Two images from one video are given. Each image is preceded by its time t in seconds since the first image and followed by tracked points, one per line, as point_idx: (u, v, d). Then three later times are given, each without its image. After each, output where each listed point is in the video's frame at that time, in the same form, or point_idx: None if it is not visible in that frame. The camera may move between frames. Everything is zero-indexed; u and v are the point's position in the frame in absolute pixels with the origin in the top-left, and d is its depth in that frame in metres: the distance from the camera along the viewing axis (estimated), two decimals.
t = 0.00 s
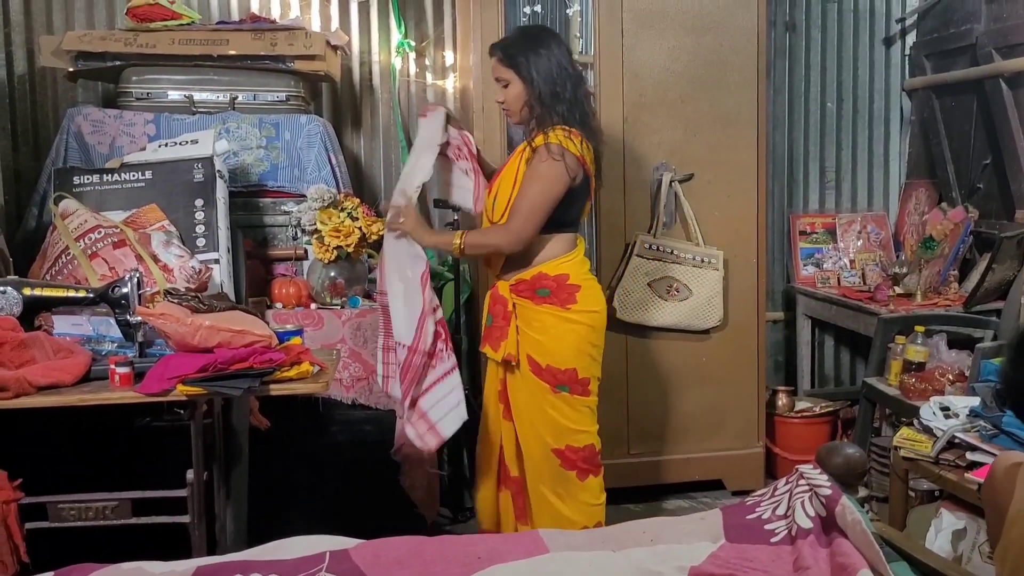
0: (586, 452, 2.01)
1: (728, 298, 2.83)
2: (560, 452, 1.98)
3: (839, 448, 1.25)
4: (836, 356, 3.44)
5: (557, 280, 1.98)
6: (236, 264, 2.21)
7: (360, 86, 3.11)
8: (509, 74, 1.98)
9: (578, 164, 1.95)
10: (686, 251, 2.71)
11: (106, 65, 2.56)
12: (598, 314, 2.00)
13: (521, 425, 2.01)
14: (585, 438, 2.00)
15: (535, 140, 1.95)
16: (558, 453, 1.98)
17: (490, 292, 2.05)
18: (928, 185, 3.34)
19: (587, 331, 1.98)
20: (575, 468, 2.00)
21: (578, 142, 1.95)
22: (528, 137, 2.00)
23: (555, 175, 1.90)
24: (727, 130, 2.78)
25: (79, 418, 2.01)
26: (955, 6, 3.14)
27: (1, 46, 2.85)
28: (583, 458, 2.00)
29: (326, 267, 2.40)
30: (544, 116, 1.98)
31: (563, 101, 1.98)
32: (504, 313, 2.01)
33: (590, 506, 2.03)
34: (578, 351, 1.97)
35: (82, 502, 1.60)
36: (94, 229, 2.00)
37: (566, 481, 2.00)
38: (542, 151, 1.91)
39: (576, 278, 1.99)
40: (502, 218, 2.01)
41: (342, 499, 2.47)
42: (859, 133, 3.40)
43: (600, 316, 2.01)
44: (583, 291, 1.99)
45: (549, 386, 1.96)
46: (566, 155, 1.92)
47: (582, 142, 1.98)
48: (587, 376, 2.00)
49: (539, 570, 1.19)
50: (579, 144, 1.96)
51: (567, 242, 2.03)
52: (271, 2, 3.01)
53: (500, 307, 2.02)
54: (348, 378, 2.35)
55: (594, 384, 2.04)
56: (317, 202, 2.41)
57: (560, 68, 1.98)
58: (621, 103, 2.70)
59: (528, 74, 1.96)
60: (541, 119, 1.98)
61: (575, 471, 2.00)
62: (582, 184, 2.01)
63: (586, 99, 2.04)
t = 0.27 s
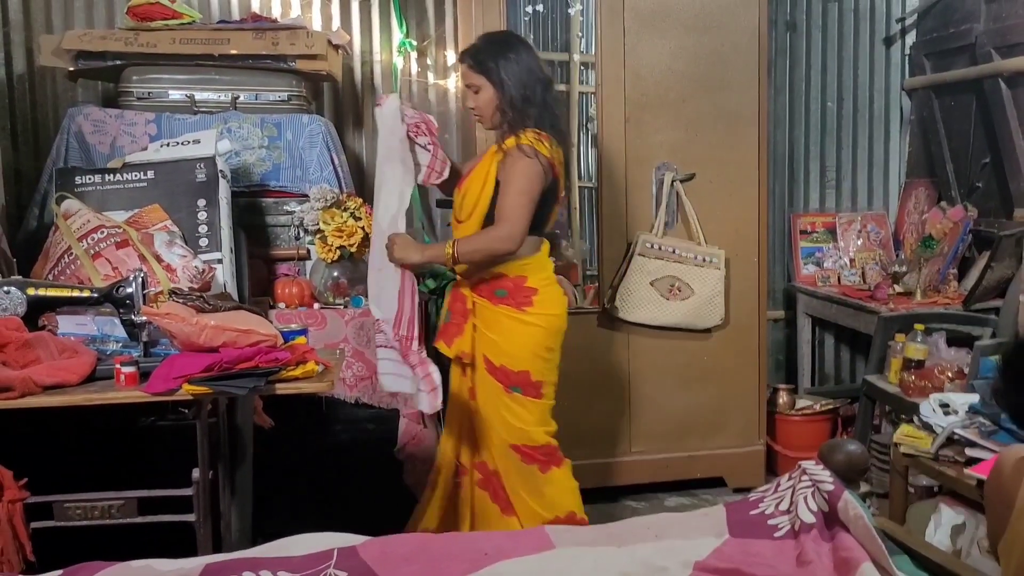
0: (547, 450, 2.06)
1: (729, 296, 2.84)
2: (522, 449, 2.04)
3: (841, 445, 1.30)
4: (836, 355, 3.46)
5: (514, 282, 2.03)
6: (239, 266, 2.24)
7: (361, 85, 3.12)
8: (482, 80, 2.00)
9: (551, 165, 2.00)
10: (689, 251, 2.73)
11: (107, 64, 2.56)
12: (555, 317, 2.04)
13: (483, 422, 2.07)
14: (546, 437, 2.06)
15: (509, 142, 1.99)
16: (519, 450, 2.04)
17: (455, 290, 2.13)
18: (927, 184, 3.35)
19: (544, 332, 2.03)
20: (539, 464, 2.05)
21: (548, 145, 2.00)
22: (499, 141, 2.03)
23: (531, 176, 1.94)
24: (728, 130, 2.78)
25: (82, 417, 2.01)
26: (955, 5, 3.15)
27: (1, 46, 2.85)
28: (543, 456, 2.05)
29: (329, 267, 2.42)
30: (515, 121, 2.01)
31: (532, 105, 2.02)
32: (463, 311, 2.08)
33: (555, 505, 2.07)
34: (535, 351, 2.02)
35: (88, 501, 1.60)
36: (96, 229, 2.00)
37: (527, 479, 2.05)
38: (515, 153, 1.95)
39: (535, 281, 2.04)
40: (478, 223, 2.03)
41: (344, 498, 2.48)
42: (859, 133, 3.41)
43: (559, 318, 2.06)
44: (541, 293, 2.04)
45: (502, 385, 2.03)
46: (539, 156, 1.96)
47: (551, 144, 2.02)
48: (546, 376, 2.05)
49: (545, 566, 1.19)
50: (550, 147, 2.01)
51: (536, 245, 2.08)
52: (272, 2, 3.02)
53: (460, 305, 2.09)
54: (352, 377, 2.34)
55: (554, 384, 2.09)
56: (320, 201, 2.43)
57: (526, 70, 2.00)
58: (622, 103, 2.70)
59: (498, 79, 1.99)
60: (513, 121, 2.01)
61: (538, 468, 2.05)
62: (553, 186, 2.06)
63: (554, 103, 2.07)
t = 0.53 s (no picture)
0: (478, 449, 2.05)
1: (733, 296, 2.86)
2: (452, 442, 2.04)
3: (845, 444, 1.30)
4: (839, 354, 3.47)
5: (486, 279, 2.02)
6: (246, 267, 2.27)
7: (366, 87, 3.14)
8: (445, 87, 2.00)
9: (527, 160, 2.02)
10: (692, 251, 2.76)
11: (115, 68, 2.58)
12: (521, 320, 2.03)
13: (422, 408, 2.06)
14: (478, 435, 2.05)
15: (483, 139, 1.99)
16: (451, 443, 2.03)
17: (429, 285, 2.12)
18: (930, 184, 3.37)
19: (507, 334, 2.02)
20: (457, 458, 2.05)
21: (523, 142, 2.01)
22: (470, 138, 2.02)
23: (509, 171, 1.95)
24: (731, 131, 2.80)
25: (94, 417, 2.03)
26: (957, 6, 3.17)
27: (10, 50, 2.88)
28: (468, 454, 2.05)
29: (335, 267, 2.46)
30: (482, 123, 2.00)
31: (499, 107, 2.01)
32: (435, 308, 2.08)
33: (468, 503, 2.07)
34: (494, 352, 2.01)
35: (100, 500, 1.62)
36: (107, 231, 2.03)
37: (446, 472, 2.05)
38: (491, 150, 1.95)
39: (507, 282, 2.03)
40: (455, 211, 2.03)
41: (352, 497, 2.50)
42: (861, 133, 3.42)
43: (524, 323, 2.05)
44: (510, 295, 2.02)
45: (455, 379, 2.00)
46: (515, 152, 1.97)
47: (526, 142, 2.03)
48: (497, 377, 2.05)
49: (553, 564, 1.21)
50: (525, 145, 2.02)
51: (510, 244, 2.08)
52: (278, 5, 3.04)
53: (431, 301, 2.08)
54: (357, 377, 2.38)
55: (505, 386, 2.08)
56: (326, 203, 2.44)
57: (488, 72, 2.00)
58: (626, 104, 2.72)
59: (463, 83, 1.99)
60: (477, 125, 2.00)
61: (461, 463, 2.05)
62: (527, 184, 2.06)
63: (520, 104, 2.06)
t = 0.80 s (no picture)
0: (456, 451, 2.11)
1: (733, 294, 2.88)
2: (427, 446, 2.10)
3: (842, 440, 1.33)
4: (838, 351, 3.49)
5: (442, 282, 2.05)
6: (250, 266, 2.31)
7: (368, 86, 3.16)
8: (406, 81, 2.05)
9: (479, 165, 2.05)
10: (692, 250, 2.78)
11: (118, 68, 2.60)
12: (483, 317, 2.06)
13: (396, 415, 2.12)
14: (456, 437, 2.11)
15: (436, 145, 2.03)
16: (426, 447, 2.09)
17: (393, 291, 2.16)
18: (929, 182, 3.39)
19: (469, 335, 2.05)
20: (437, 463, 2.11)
21: (472, 146, 2.04)
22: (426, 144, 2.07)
23: (462, 178, 1.99)
24: (731, 130, 2.82)
25: (100, 415, 2.06)
26: (956, 4, 3.18)
27: (13, 50, 2.89)
28: (447, 457, 2.10)
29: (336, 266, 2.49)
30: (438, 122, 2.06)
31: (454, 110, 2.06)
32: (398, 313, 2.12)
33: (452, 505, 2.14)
34: (457, 354, 2.05)
35: (108, 496, 1.65)
36: (112, 230, 2.04)
37: (426, 476, 2.11)
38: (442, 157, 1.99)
39: (463, 282, 2.06)
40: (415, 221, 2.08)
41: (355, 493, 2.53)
42: (860, 131, 3.44)
43: (486, 322, 2.07)
44: (468, 296, 2.05)
45: (426, 383, 2.05)
46: (463, 157, 2.01)
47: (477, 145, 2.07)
48: (469, 378, 2.08)
49: (555, 558, 1.24)
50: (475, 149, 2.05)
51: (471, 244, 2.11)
52: (279, 5, 3.06)
53: (396, 308, 2.13)
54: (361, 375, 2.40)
55: (480, 387, 2.12)
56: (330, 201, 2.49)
57: (451, 73, 2.05)
58: (626, 103, 2.74)
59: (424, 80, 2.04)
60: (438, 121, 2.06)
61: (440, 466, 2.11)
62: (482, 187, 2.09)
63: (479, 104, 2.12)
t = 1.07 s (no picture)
0: (437, 441, 2.11)
1: (734, 286, 2.89)
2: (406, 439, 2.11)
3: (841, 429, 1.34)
4: (838, 343, 3.50)
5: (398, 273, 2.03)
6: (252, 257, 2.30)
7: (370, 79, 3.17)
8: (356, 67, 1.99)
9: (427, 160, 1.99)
10: (693, 242, 2.79)
11: (121, 61, 2.61)
12: (446, 303, 2.05)
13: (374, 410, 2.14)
14: (436, 427, 2.10)
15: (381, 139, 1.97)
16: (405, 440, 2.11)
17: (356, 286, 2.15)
18: (930, 174, 3.40)
19: (431, 324, 2.04)
20: (421, 455, 2.12)
21: (419, 140, 1.97)
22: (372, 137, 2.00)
23: (408, 175, 1.93)
24: (732, 122, 2.83)
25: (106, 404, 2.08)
26: None
27: (17, 43, 2.90)
28: (429, 448, 2.11)
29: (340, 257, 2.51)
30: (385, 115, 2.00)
31: (405, 103, 2.01)
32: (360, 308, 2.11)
33: (443, 494, 2.15)
34: (421, 344, 2.04)
35: (115, 485, 1.67)
36: (116, 223, 2.05)
37: (411, 467, 2.13)
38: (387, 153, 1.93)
39: (420, 271, 2.03)
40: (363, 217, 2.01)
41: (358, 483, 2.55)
42: (861, 123, 3.45)
43: (448, 309, 2.05)
44: (426, 284, 2.03)
45: (397, 376, 2.06)
46: (407, 152, 1.94)
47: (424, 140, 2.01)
48: (439, 367, 2.07)
49: (556, 545, 1.25)
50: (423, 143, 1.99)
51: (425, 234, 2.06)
52: None
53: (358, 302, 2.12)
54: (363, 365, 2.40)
55: (452, 374, 2.10)
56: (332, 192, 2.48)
57: (399, 66, 1.99)
58: (627, 95, 2.75)
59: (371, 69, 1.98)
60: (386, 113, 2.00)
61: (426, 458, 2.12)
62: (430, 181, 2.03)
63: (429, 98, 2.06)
